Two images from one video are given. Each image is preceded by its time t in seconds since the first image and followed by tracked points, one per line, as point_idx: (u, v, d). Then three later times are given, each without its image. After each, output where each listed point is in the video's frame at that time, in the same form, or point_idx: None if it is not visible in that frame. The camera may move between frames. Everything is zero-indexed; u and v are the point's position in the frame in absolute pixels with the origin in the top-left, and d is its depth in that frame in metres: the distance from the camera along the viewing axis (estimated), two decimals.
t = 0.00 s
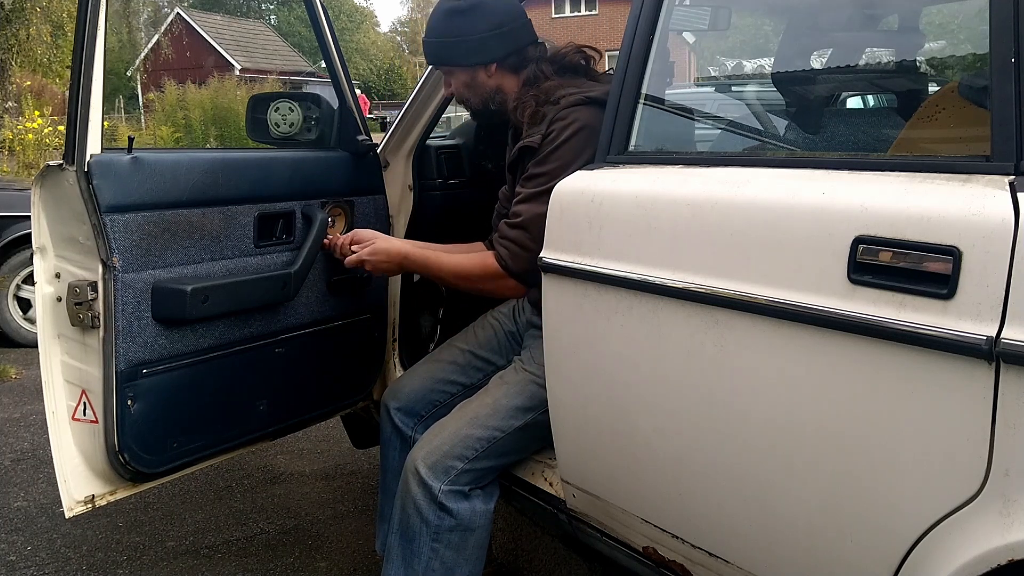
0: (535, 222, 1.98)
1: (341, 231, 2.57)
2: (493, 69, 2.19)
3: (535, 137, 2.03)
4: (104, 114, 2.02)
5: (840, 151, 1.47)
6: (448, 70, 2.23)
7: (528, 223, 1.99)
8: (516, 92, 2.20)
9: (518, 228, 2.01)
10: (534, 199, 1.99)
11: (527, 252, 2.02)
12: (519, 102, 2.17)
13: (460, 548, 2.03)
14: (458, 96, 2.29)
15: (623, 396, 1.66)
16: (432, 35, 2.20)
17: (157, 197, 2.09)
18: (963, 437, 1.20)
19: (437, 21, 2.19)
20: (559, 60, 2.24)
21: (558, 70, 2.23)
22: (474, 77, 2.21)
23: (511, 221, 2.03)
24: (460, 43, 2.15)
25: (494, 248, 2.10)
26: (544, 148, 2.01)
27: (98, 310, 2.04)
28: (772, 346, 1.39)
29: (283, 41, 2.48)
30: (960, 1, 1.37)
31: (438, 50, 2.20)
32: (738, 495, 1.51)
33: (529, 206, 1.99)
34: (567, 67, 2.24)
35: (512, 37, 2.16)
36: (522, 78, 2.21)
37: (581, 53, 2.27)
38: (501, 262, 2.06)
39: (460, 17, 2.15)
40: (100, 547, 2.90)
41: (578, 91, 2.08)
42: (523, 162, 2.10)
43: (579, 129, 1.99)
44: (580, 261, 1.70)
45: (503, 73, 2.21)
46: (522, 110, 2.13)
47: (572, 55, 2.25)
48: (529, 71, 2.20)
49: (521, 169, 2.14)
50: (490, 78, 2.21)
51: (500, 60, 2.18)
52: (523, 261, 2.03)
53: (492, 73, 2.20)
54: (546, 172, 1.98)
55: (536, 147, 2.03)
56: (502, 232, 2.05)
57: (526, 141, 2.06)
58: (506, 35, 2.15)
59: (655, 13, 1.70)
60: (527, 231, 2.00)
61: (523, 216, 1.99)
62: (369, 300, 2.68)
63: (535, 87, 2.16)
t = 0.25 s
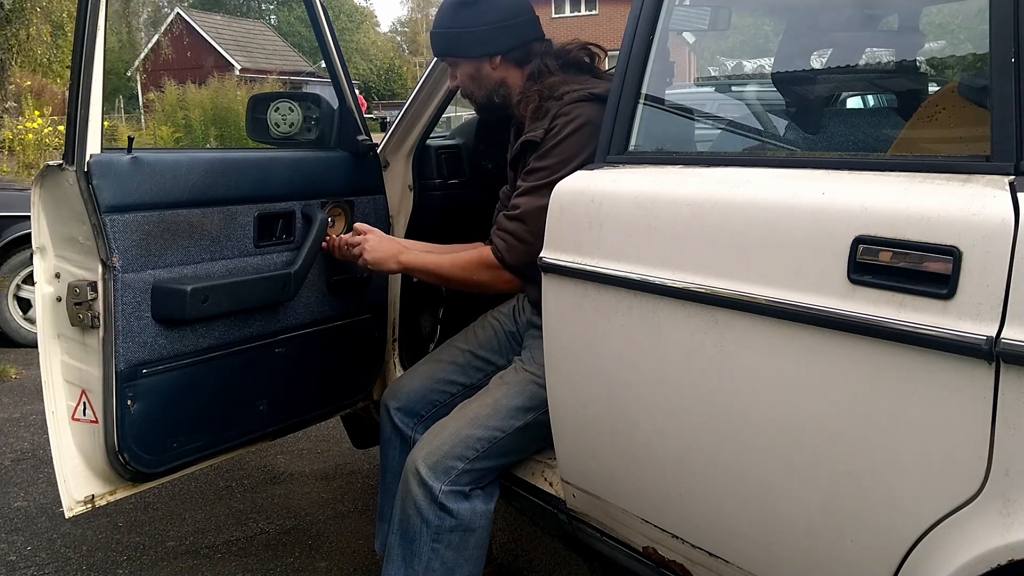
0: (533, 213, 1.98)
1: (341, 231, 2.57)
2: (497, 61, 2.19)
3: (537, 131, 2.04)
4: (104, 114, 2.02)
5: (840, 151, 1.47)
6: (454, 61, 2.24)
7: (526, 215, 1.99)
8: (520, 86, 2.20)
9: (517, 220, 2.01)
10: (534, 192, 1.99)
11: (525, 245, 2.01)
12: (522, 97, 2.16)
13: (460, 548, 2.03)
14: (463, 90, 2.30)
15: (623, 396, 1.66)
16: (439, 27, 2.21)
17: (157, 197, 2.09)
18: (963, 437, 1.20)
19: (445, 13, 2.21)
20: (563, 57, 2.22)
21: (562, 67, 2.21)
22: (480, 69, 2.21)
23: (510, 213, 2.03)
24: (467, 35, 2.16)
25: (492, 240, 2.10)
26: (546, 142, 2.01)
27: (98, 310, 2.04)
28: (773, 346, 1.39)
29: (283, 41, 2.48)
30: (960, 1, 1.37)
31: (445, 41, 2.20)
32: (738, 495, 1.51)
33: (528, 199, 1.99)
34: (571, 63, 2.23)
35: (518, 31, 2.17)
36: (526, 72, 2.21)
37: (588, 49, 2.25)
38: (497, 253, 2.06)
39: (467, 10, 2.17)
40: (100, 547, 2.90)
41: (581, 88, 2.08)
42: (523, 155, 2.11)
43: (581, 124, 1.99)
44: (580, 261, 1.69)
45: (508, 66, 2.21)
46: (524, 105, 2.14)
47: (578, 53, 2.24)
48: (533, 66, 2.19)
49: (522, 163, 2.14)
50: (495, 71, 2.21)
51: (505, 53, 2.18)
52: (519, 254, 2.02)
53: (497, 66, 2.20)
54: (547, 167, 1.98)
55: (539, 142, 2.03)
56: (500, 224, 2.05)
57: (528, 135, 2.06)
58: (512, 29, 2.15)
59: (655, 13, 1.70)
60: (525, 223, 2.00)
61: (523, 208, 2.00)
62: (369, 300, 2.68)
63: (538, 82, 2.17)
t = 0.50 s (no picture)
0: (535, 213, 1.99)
1: (341, 231, 2.57)
2: (501, 60, 2.19)
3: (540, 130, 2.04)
4: (104, 114, 2.02)
5: (840, 151, 1.48)
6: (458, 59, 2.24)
7: (528, 214, 1.99)
8: (523, 85, 2.20)
9: (519, 220, 2.01)
10: (537, 192, 1.99)
11: (528, 245, 2.01)
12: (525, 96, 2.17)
13: (460, 548, 2.03)
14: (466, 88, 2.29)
15: (623, 396, 1.66)
16: (443, 25, 2.21)
17: (157, 197, 2.09)
18: (963, 437, 1.20)
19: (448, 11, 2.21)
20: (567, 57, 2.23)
21: (566, 66, 2.22)
22: (483, 68, 2.21)
23: (511, 212, 2.03)
24: (470, 34, 2.15)
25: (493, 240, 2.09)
26: (549, 141, 2.01)
27: (98, 310, 2.04)
28: (773, 347, 1.39)
29: (283, 41, 2.48)
30: (960, 1, 1.37)
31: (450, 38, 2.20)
32: (739, 495, 1.51)
33: (530, 199, 1.99)
34: (574, 62, 2.23)
35: (521, 30, 2.16)
36: (531, 71, 2.21)
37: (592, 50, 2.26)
38: (501, 253, 2.06)
39: (469, 9, 2.17)
40: (100, 547, 2.90)
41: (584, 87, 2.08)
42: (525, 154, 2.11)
43: (585, 123, 1.99)
44: (580, 261, 1.69)
45: (511, 65, 2.21)
46: (526, 103, 2.14)
47: (581, 53, 2.24)
48: (537, 65, 2.20)
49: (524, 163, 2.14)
50: (498, 70, 2.21)
51: (508, 51, 2.18)
52: (522, 254, 2.03)
53: (500, 65, 2.20)
54: (550, 167, 1.98)
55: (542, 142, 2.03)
56: (502, 224, 2.05)
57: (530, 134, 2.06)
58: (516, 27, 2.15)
59: (655, 13, 1.71)
60: (527, 223, 2.00)
61: (525, 207, 2.00)
62: (370, 300, 2.68)
63: (542, 81, 2.17)
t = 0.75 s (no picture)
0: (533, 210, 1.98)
1: (341, 231, 2.57)
2: (504, 59, 2.19)
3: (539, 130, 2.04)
4: (104, 114, 2.02)
5: (840, 151, 1.48)
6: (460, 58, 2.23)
7: (526, 211, 1.99)
8: (525, 84, 2.20)
9: (516, 216, 2.00)
10: (535, 189, 1.99)
11: (524, 241, 2.00)
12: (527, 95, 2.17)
13: (460, 548, 2.03)
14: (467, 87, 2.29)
15: (623, 396, 1.66)
16: (445, 23, 2.21)
17: (157, 197, 2.09)
18: (963, 437, 1.20)
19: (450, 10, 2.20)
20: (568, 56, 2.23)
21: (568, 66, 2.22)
22: (485, 66, 2.21)
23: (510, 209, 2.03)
24: (473, 31, 2.15)
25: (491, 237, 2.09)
26: (549, 140, 2.01)
27: (98, 310, 2.04)
28: (773, 347, 1.39)
29: (283, 41, 2.48)
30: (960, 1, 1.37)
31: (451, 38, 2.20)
32: (739, 495, 1.51)
33: (528, 196, 1.99)
34: (576, 62, 2.23)
35: (523, 28, 2.16)
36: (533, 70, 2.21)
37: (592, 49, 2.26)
38: (496, 249, 2.05)
39: (469, 10, 2.17)
40: (100, 547, 2.90)
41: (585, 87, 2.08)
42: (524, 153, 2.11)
43: (585, 123, 2.00)
44: (580, 261, 1.69)
45: (514, 64, 2.21)
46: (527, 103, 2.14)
47: (582, 52, 2.24)
48: (539, 64, 2.20)
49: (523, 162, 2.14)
50: (500, 69, 2.21)
51: (511, 49, 2.17)
52: (519, 250, 2.01)
53: (503, 63, 2.20)
54: (549, 165, 1.98)
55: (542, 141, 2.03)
56: (500, 220, 2.04)
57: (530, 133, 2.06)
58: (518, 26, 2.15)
59: (655, 13, 1.71)
60: (525, 219, 1.99)
61: (523, 204, 1.99)
62: (369, 300, 2.68)
63: (543, 81, 2.17)
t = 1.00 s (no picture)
0: (532, 211, 1.98)
1: (341, 231, 2.57)
2: (506, 57, 2.18)
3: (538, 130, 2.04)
4: (104, 114, 2.02)
5: (840, 151, 1.48)
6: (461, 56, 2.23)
7: (524, 212, 1.99)
8: (525, 83, 2.20)
9: (515, 217, 2.01)
10: (534, 189, 1.99)
11: (524, 242, 2.01)
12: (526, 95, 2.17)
13: (460, 548, 2.03)
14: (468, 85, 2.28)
15: (623, 396, 1.66)
16: (445, 22, 2.20)
17: (157, 197, 2.09)
18: (962, 437, 1.20)
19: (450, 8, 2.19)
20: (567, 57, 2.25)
21: (568, 66, 2.24)
22: (487, 64, 2.20)
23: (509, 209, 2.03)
24: (474, 30, 2.15)
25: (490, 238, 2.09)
26: (548, 140, 2.01)
27: (98, 310, 2.04)
28: (773, 347, 1.39)
29: (283, 41, 2.48)
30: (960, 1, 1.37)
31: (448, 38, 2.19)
32: (738, 494, 1.51)
33: (527, 197, 1.99)
34: (576, 63, 2.25)
35: (523, 27, 2.16)
36: (533, 70, 2.21)
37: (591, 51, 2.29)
38: (495, 250, 2.05)
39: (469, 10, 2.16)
40: (100, 547, 2.90)
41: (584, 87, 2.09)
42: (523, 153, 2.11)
43: (584, 123, 2.00)
44: (580, 261, 1.69)
45: (515, 63, 2.20)
46: (525, 103, 2.14)
47: (582, 53, 2.26)
48: (539, 65, 2.21)
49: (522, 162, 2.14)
50: (503, 67, 2.20)
51: (512, 49, 2.17)
52: (518, 250, 2.02)
53: (505, 62, 2.19)
54: (548, 166, 1.98)
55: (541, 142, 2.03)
56: (499, 221, 2.04)
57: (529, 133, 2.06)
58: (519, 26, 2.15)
59: (655, 13, 1.71)
60: (525, 220, 1.99)
61: (521, 205, 1.99)
62: (369, 300, 2.68)
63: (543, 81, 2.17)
